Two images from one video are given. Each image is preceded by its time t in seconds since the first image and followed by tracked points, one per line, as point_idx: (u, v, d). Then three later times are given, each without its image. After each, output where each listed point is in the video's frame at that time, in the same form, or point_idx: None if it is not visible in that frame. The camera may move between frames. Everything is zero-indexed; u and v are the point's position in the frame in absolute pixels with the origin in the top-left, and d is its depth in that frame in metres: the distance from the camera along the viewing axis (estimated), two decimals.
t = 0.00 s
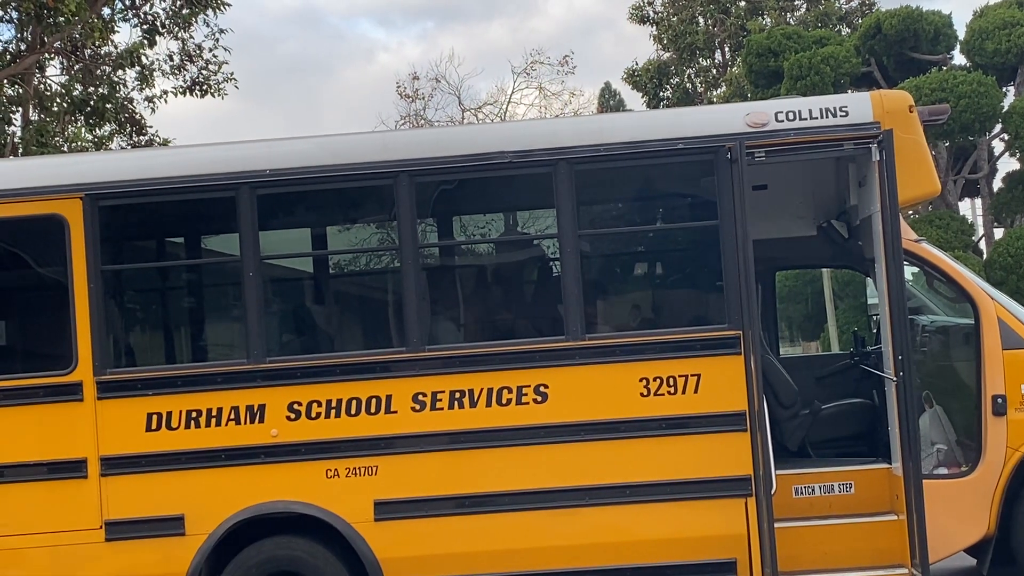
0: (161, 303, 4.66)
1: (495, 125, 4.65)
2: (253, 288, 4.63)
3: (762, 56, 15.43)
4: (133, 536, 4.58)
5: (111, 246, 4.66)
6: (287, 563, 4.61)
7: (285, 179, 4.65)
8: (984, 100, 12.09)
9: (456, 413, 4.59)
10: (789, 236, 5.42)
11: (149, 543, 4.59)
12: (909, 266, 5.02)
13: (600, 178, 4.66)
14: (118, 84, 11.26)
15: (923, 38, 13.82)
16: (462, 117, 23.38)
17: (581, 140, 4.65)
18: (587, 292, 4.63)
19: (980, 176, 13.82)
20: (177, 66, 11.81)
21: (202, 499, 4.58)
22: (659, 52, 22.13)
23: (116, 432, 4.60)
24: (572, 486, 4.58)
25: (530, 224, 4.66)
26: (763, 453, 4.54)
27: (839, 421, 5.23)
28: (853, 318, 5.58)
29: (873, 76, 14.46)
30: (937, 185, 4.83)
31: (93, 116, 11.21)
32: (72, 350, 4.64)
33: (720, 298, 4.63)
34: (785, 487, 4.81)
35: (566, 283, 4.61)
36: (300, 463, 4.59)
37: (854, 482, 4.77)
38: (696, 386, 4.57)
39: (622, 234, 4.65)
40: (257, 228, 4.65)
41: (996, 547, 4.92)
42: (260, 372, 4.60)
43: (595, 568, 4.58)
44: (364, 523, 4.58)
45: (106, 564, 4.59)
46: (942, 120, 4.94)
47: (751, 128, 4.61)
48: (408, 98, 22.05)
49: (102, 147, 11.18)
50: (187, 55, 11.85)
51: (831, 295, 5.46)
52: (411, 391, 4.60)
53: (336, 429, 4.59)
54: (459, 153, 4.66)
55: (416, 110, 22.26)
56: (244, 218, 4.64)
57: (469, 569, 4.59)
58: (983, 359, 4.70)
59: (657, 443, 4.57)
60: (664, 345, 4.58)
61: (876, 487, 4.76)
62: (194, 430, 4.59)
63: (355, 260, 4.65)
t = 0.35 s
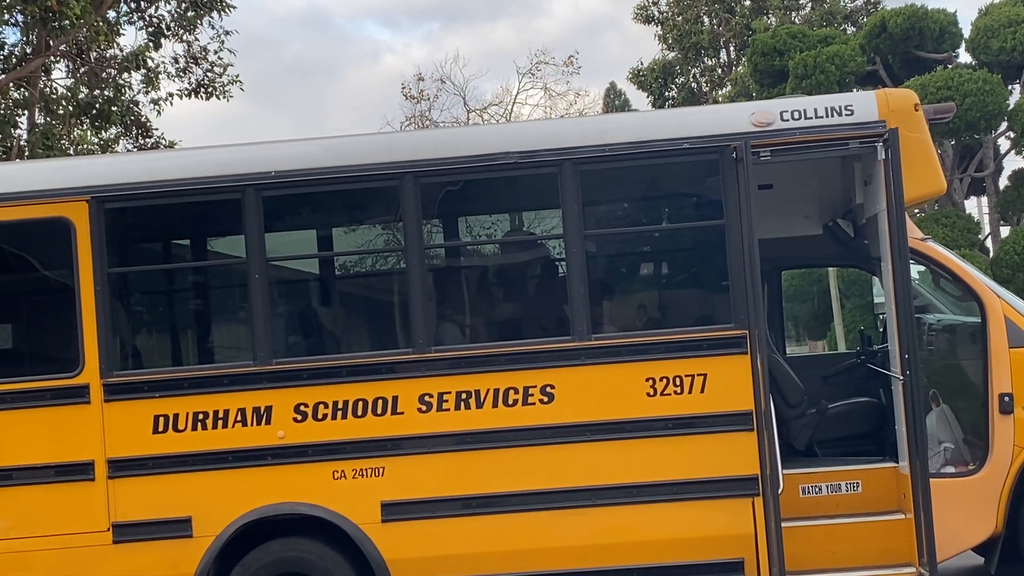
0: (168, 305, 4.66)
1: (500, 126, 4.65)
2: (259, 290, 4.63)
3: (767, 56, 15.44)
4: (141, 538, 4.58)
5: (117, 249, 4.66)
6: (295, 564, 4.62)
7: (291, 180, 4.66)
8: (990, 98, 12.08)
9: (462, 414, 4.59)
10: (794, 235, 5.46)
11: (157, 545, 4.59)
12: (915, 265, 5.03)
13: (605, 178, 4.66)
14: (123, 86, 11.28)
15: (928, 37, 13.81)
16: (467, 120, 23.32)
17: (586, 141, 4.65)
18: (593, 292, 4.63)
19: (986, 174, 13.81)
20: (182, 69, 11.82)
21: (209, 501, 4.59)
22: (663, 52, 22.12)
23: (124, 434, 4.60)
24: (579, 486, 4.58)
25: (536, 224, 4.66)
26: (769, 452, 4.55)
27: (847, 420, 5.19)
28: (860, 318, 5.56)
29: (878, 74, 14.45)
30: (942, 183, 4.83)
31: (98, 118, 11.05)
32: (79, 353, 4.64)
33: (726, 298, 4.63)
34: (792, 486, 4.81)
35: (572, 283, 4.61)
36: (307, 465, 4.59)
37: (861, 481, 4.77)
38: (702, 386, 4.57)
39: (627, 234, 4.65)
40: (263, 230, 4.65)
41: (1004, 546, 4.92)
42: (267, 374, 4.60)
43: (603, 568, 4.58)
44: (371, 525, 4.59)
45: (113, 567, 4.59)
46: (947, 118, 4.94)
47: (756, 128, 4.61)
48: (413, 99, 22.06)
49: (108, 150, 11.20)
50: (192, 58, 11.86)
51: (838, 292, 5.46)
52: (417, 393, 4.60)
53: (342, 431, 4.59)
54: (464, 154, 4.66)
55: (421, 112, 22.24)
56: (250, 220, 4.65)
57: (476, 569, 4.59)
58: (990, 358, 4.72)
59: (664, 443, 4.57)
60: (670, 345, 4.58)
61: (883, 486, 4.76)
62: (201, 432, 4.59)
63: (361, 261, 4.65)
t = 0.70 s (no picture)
0: (174, 307, 4.67)
1: (506, 127, 4.65)
2: (265, 291, 4.63)
3: (771, 55, 15.47)
4: (148, 540, 4.58)
5: (123, 251, 4.66)
6: (301, 566, 4.61)
7: (297, 182, 4.66)
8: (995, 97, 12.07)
9: (468, 415, 4.59)
10: (800, 234, 5.46)
11: (163, 546, 4.59)
12: (920, 263, 5.02)
13: (611, 178, 4.66)
14: (128, 88, 11.30)
15: (933, 36, 13.80)
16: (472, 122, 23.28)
17: (592, 141, 4.65)
18: (599, 292, 4.63)
19: (991, 173, 13.81)
20: (187, 70, 11.82)
21: (215, 503, 4.59)
22: (667, 52, 22.14)
23: (130, 436, 4.60)
24: (585, 487, 4.57)
25: (542, 225, 4.66)
26: (776, 451, 4.54)
27: (854, 419, 5.21)
28: (866, 317, 5.58)
29: (883, 74, 14.45)
30: (947, 182, 4.84)
31: (103, 121, 11.16)
32: (85, 355, 4.64)
33: (732, 298, 4.63)
34: (799, 486, 4.80)
35: (578, 283, 4.61)
36: (313, 466, 4.59)
37: (868, 480, 4.77)
38: (708, 385, 4.57)
39: (633, 234, 4.65)
40: (269, 231, 4.65)
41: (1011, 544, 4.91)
42: (273, 375, 4.60)
43: (610, 568, 4.58)
44: (378, 526, 4.58)
45: (120, 569, 4.59)
46: (953, 117, 4.94)
47: (762, 127, 4.61)
48: (417, 100, 22.05)
49: (114, 152, 11.23)
50: (197, 59, 11.86)
51: (844, 293, 5.49)
52: (423, 393, 4.60)
53: (348, 432, 4.59)
54: (469, 154, 4.66)
55: (425, 113, 22.24)
56: (256, 221, 4.65)
57: (483, 570, 4.59)
58: (997, 357, 4.71)
59: (670, 443, 4.57)
60: (676, 345, 4.58)
61: (890, 485, 4.76)
62: (207, 434, 4.59)
63: (367, 261, 4.65)
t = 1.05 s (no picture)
0: (178, 308, 4.67)
1: (510, 127, 4.65)
2: (270, 292, 4.63)
3: (775, 56, 15.49)
4: (153, 541, 4.58)
5: (127, 252, 4.66)
6: (306, 567, 4.62)
7: (301, 183, 4.66)
8: (999, 97, 12.08)
9: (473, 416, 4.59)
10: (805, 234, 5.49)
11: (168, 547, 4.60)
12: (924, 264, 5.02)
13: (615, 178, 4.66)
14: (132, 89, 11.39)
15: (936, 36, 13.79)
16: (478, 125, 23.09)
17: (597, 141, 4.65)
18: (604, 293, 4.64)
19: (995, 173, 13.81)
20: (192, 72, 11.84)
21: (220, 504, 4.59)
22: (671, 53, 22.15)
23: (134, 437, 4.60)
24: (590, 487, 4.57)
25: (546, 225, 4.66)
26: (780, 451, 4.55)
27: (859, 419, 5.20)
28: (870, 317, 5.57)
29: (887, 74, 14.43)
30: (951, 182, 4.84)
31: (107, 122, 11.34)
32: (90, 356, 4.65)
33: (736, 298, 4.63)
34: (804, 486, 4.81)
35: (583, 284, 4.61)
36: (317, 467, 4.59)
37: (873, 480, 4.77)
38: (713, 386, 4.57)
39: (638, 234, 4.65)
40: (274, 232, 4.66)
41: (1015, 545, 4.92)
42: (278, 376, 4.61)
43: (614, 569, 4.58)
44: (382, 526, 4.59)
45: (125, 570, 4.59)
46: (956, 117, 4.95)
47: (766, 127, 4.61)
48: (421, 101, 22.05)
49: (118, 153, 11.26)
50: (202, 61, 11.88)
51: (848, 292, 5.47)
52: (427, 394, 4.60)
53: (352, 433, 4.60)
54: (473, 155, 4.66)
55: (429, 114, 22.20)
56: (260, 222, 4.65)
57: (488, 571, 4.59)
58: (1001, 357, 4.71)
59: (674, 444, 4.57)
60: (681, 345, 4.58)
61: (895, 486, 4.76)
62: (212, 435, 4.59)
63: (371, 262, 4.65)
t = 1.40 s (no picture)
0: (182, 308, 4.67)
1: (513, 128, 4.65)
2: (273, 292, 4.64)
3: (778, 56, 15.48)
4: (155, 541, 4.59)
5: (131, 252, 4.67)
6: (309, 567, 4.62)
7: (304, 183, 4.66)
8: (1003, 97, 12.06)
9: (475, 416, 4.59)
10: (808, 234, 5.47)
11: (171, 547, 4.60)
12: (928, 264, 5.02)
13: (618, 179, 4.66)
14: (136, 89, 11.37)
15: (940, 36, 13.77)
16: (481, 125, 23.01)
17: (600, 142, 4.65)
18: (607, 293, 4.63)
19: (999, 173, 13.79)
20: (195, 72, 11.84)
21: (223, 504, 4.59)
22: (674, 53, 22.13)
23: (137, 437, 4.61)
24: (593, 487, 4.57)
25: (549, 225, 4.66)
26: (783, 452, 4.54)
27: (861, 419, 5.20)
28: (874, 317, 5.56)
29: (890, 74, 14.41)
30: (954, 183, 4.83)
31: (111, 122, 11.28)
32: (93, 355, 4.65)
33: (740, 298, 4.62)
34: (807, 487, 4.82)
35: (586, 284, 4.61)
36: (320, 467, 4.59)
37: (876, 481, 4.76)
38: (716, 386, 4.57)
39: (641, 234, 4.65)
40: (277, 232, 4.66)
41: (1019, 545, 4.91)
42: (281, 376, 4.61)
43: (617, 569, 4.58)
44: (385, 527, 4.58)
45: (128, 570, 4.60)
46: (960, 117, 4.95)
47: (769, 128, 4.61)
48: (423, 101, 22.05)
49: (122, 153, 11.27)
50: (205, 61, 11.88)
51: (851, 292, 5.48)
52: (430, 395, 4.60)
53: (355, 433, 4.60)
54: (476, 155, 4.66)
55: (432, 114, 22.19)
56: (263, 222, 4.65)
57: (491, 571, 4.59)
58: (1005, 358, 4.73)
59: (677, 444, 4.57)
60: (684, 345, 4.57)
61: (898, 486, 4.75)
62: (215, 435, 4.59)
63: (374, 262, 4.65)
